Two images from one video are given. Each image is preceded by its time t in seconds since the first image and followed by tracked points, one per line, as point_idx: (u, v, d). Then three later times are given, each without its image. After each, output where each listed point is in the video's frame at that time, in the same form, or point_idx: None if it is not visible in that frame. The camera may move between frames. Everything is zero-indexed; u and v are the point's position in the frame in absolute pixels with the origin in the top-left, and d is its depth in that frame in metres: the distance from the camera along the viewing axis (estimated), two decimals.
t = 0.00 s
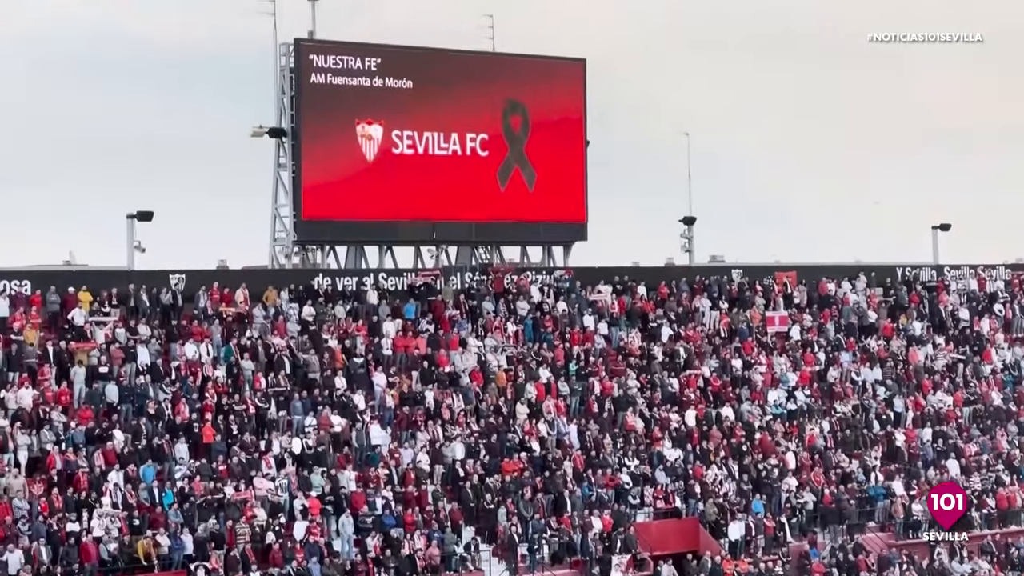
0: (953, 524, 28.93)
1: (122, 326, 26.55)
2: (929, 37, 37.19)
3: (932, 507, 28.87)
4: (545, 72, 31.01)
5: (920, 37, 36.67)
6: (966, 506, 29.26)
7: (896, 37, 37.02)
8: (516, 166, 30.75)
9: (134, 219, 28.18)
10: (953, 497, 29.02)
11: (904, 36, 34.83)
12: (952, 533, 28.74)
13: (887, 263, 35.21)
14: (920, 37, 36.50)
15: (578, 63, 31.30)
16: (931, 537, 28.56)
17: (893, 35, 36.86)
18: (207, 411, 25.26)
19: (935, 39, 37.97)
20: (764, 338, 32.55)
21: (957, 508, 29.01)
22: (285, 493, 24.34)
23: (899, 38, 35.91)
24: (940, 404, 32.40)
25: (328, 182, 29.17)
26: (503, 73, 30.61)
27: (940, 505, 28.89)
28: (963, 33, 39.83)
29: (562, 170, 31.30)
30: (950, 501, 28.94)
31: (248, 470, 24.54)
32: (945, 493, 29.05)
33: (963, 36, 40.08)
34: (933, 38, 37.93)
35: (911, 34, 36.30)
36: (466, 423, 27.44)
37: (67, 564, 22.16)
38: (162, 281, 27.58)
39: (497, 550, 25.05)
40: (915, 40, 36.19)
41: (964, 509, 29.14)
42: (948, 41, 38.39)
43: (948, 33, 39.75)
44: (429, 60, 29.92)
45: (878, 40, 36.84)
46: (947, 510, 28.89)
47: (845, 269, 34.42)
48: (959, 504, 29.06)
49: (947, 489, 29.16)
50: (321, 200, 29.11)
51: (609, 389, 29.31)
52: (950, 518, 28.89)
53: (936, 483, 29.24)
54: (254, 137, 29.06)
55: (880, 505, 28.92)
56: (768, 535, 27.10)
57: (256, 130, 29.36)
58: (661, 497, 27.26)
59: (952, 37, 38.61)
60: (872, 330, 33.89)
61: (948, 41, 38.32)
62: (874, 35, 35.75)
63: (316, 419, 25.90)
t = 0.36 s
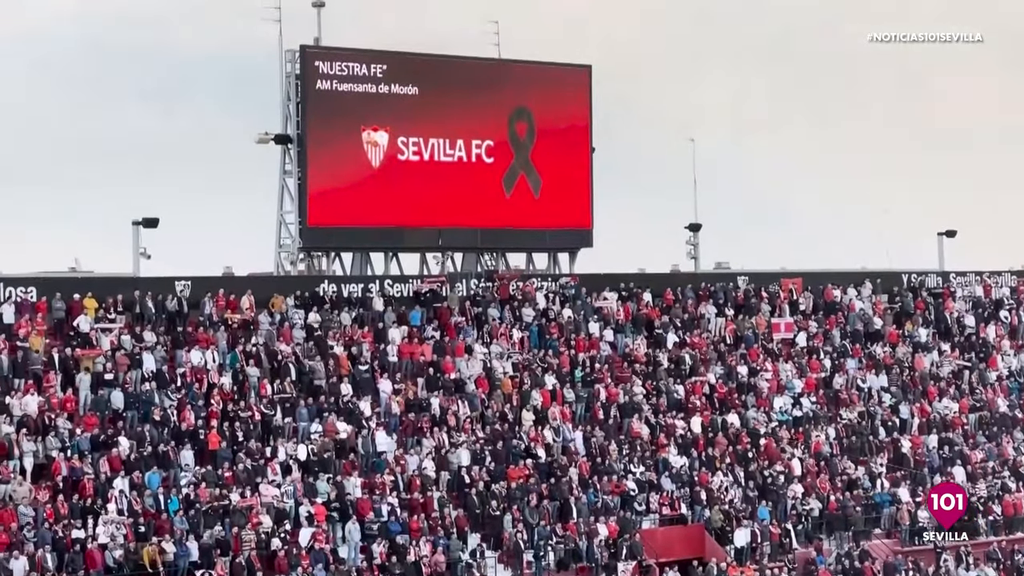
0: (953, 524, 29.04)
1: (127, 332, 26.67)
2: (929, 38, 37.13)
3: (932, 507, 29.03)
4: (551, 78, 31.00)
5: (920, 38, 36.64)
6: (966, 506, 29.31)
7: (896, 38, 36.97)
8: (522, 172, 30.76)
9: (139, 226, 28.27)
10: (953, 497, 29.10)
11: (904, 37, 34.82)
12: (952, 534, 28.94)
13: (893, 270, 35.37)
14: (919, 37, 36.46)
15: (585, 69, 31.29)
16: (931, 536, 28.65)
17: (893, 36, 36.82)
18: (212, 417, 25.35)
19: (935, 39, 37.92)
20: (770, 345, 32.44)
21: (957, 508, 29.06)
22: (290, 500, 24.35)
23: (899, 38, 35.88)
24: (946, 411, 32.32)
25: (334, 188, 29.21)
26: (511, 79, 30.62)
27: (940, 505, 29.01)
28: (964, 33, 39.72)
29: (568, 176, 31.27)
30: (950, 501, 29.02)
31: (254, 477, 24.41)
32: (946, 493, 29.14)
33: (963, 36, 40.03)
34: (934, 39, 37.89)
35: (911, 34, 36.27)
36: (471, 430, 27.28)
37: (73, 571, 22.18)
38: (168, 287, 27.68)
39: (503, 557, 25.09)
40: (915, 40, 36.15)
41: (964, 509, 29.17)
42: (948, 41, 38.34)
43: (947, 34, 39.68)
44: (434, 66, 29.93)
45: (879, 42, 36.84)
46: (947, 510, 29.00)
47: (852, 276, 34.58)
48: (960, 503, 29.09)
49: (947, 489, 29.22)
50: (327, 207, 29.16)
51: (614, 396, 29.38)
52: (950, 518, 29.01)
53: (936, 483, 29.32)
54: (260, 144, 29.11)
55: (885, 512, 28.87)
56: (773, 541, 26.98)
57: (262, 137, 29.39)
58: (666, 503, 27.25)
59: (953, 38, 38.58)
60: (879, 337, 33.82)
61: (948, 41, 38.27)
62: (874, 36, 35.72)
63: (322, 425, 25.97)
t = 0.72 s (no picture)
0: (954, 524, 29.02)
1: (132, 335, 26.70)
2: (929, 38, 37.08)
3: (932, 507, 29.21)
4: (556, 81, 31.02)
5: (921, 37, 36.57)
6: (966, 507, 29.37)
7: (896, 38, 36.88)
8: (527, 175, 30.76)
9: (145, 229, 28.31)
10: (953, 497, 29.24)
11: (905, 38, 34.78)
12: (953, 533, 28.91)
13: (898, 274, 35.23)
14: (919, 37, 36.40)
15: (590, 73, 31.31)
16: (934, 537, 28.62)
17: (893, 36, 36.76)
18: (218, 419, 25.41)
19: (935, 38, 37.85)
20: (774, 348, 32.48)
21: (957, 508, 29.13)
22: (295, 503, 24.39)
23: (900, 38, 35.81)
24: (952, 414, 32.33)
25: (339, 191, 29.22)
26: (516, 82, 30.63)
27: (939, 505, 29.17)
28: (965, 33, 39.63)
29: (573, 180, 31.28)
30: (950, 501, 29.14)
31: (259, 480, 24.42)
32: (946, 493, 29.31)
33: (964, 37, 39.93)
34: (934, 38, 37.83)
35: (911, 34, 36.20)
36: (477, 433, 27.43)
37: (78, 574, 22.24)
38: (173, 291, 27.63)
39: (508, 560, 25.14)
40: (915, 40, 36.12)
41: (965, 510, 29.23)
42: (949, 41, 38.27)
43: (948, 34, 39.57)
44: (439, 69, 29.94)
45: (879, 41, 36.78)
46: (947, 509, 29.07)
47: (856, 279, 34.36)
48: (959, 504, 29.18)
49: (947, 489, 29.38)
50: (332, 209, 29.18)
51: (620, 399, 29.34)
52: (950, 518, 29.02)
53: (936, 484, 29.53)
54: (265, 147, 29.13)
55: (891, 515, 28.81)
56: (779, 545, 27.05)
57: (267, 139, 29.30)
58: (672, 506, 27.29)
59: (953, 38, 38.51)
60: (884, 340, 33.86)
61: (949, 41, 38.20)
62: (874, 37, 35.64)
63: (327, 429, 25.94)
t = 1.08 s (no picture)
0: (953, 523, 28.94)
1: (136, 330, 26.61)
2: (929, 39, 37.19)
3: (932, 506, 28.93)
4: (560, 76, 31.02)
5: (920, 38, 36.68)
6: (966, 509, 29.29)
7: (896, 39, 37.02)
8: (531, 170, 30.75)
9: (149, 224, 28.26)
10: (953, 497, 29.15)
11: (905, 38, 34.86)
12: (953, 533, 28.77)
13: (902, 269, 35.29)
14: (919, 38, 36.51)
15: (594, 68, 31.32)
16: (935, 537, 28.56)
17: (893, 36, 36.87)
18: (221, 414, 25.31)
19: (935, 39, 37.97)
20: (778, 344, 32.50)
21: (957, 508, 29.04)
22: (299, 497, 24.41)
23: (900, 39, 35.92)
24: (956, 409, 32.29)
25: (343, 186, 29.23)
26: (520, 77, 30.62)
27: (940, 505, 28.94)
28: (964, 33, 39.69)
29: (577, 175, 31.27)
30: (950, 501, 29.01)
31: (262, 475, 24.52)
32: (946, 493, 29.12)
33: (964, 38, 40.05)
34: (934, 38, 37.92)
35: (911, 35, 36.32)
36: (481, 428, 27.42)
37: (82, 568, 22.24)
38: (177, 285, 27.74)
39: (511, 555, 25.20)
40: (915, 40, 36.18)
41: (964, 509, 29.18)
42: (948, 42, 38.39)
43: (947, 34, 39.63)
44: (443, 64, 29.93)
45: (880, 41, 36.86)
46: (948, 510, 28.91)
47: (859, 275, 34.48)
48: (959, 504, 29.11)
49: (947, 489, 29.24)
50: (336, 205, 29.19)
51: (623, 394, 29.35)
52: (950, 518, 28.90)
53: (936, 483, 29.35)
54: (269, 141, 29.12)
55: (894, 511, 28.83)
56: (782, 540, 27.01)
57: (271, 134, 29.50)
58: (675, 501, 27.23)
59: (952, 38, 38.60)
60: (887, 335, 33.81)
61: (948, 42, 38.29)
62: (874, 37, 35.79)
63: (330, 423, 25.96)
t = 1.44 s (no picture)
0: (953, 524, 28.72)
1: (136, 315, 26.62)
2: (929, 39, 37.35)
3: (932, 507, 28.69)
4: (561, 63, 30.99)
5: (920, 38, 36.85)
6: (965, 507, 29.07)
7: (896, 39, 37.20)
8: (531, 156, 30.73)
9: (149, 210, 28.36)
10: (953, 497, 28.85)
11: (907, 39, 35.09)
12: (953, 532, 28.50)
13: (902, 255, 35.28)
14: (919, 39, 36.69)
15: (594, 55, 31.30)
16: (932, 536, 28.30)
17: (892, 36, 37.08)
18: (221, 400, 25.35)
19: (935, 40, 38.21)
20: (778, 330, 32.49)
21: (957, 508, 28.86)
22: (299, 483, 24.40)
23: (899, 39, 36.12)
24: (955, 395, 32.32)
25: (343, 172, 29.20)
26: (521, 63, 30.59)
27: (940, 505, 28.69)
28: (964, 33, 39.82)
29: (578, 162, 31.25)
30: (950, 501, 28.74)
31: (262, 460, 24.47)
32: (946, 492, 28.79)
33: (964, 38, 40.17)
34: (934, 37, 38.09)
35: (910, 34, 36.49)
36: (481, 414, 27.40)
37: (82, 553, 22.15)
38: (177, 271, 27.77)
39: (511, 541, 25.25)
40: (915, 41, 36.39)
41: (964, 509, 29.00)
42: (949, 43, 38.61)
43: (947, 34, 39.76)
44: (444, 50, 29.90)
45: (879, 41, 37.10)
46: (947, 510, 28.70)
47: (859, 262, 34.51)
48: (959, 503, 28.90)
49: (948, 488, 28.87)
50: (336, 191, 29.17)
51: (623, 379, 29.40)
52: (950, 518, 28.70)
53: (936, 483, 28.99)
54: (269, 127, 29.11)
55: (894, 497, 28.86)
56: (782, 527, 27.00)
57: (272, 120, 29.51)
58: (675, 488, 27.32)
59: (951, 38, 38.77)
60: (887, 322, 33.81)
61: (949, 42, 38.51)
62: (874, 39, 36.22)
63: (330, 409, 25.95)
